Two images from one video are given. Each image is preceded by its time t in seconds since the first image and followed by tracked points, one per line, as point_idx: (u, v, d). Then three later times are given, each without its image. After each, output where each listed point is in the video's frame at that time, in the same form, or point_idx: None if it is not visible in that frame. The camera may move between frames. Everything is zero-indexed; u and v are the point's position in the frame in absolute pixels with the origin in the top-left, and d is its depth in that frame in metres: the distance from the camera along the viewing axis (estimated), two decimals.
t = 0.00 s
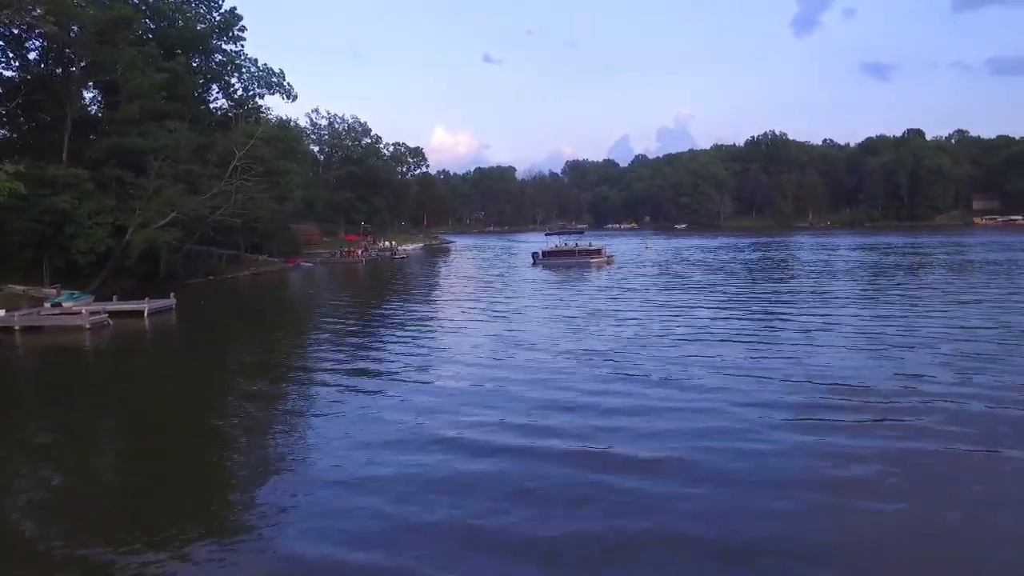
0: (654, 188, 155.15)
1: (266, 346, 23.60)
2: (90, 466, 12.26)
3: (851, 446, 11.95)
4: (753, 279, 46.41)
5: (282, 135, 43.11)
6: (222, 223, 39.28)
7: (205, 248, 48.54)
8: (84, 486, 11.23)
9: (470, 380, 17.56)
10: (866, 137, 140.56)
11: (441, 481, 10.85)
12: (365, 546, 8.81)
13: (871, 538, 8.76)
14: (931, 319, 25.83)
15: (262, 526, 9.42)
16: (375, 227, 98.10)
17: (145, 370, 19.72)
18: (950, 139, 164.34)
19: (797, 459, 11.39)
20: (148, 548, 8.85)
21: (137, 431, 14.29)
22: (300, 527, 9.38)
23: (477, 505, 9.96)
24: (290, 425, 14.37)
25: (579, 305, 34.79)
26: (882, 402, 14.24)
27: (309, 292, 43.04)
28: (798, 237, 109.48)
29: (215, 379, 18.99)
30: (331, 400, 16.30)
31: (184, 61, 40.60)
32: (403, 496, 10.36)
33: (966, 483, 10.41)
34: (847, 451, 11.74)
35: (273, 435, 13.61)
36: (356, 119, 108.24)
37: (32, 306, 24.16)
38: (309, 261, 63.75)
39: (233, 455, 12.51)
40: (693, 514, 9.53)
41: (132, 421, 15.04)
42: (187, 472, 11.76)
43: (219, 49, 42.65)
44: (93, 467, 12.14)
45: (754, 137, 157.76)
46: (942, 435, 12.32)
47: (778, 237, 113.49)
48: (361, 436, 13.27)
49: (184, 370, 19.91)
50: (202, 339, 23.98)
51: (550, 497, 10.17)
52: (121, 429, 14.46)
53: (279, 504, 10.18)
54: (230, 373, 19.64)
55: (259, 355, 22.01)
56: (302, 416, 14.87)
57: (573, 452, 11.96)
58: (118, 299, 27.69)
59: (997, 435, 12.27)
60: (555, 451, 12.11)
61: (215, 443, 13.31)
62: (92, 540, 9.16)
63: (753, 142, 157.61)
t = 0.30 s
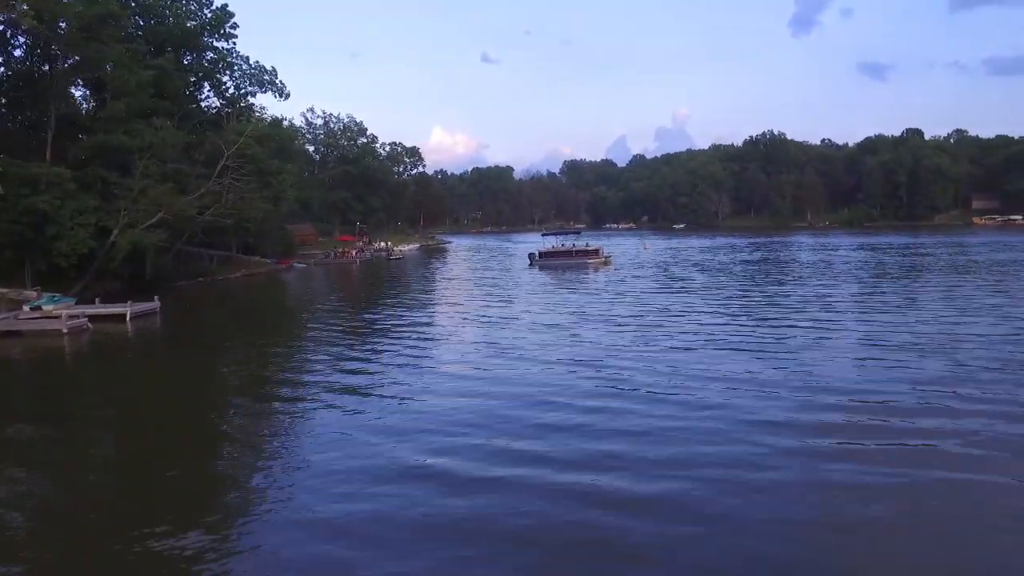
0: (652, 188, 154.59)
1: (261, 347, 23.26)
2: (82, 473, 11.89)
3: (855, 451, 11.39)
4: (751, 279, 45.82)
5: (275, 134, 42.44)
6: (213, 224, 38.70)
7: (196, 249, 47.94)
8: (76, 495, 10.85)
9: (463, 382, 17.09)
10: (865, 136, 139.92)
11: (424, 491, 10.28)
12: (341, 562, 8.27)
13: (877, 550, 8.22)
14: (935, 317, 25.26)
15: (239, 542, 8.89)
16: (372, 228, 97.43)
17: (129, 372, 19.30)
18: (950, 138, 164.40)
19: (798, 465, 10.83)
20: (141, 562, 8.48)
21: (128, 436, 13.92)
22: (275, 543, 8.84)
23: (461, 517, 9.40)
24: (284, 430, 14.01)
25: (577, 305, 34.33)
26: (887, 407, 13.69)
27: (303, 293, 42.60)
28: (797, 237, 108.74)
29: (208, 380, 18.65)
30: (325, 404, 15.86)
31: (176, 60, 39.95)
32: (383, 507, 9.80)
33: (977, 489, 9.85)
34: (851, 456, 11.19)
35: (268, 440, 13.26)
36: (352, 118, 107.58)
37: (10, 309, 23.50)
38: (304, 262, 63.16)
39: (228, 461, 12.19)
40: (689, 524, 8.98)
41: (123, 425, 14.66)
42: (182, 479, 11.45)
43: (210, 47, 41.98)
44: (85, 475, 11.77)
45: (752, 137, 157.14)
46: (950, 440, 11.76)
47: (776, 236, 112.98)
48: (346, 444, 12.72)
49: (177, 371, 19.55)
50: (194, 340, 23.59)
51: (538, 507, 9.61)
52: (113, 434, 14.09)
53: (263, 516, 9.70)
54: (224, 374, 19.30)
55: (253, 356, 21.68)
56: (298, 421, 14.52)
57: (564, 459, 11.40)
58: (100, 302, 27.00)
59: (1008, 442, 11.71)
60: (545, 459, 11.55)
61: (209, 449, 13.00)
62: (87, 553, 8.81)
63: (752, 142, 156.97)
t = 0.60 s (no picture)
0: (651, 188, 153.98)
1: (255, 347, 22.90)
2: (73, 476, 11.51)
3: (863, 456, 10.76)
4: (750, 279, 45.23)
5: (267, 133, 41.84)
6: (203, 223, 38.07)
7: (186, 252, 47.29)
8: (65, 500, 10.45)
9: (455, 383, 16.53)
10: (865, 136, 139.37)
11: (405, 498, 9.75)
12: None
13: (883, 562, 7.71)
14: (937, 319, 24.69)
15: (209, 555, 8.29)
16: (368, 228, 96.78)
17: (115, 375, 18.79)
18: (949, 138, 163.95)
19: (803, 473, 10.21)
20: (133, 569, 8.07)
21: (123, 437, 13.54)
22: (246, 558, 8.25)
23: (443, 530, 8.76)
24: (275, 429, 13.61)
25: (574, 305, 33.75)
26: (893, 411, 13.06)
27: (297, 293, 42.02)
28: (797, 237, 108.09)
29: (201, 379, 18.28)
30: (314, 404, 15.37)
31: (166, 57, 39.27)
32: (361, 518, 9.15)
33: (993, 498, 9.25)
34: (858, 463, 10.56)
35: (258, 440, 12.88)
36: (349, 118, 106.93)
37: None
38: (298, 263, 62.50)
39: (223, 462, 11.83)
40: (687, 538, 8.35)
41: (111, 425, 14.27)
42: (175, 479, 11.16)
43: (201, 44, 41.31)
44: (74, 479, 11.39)
45: (751, 137, 156.55)
46: (960, 445, 11.15)
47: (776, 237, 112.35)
48: (327, 447, 12.10)
49: (169, 372, 19.15)
50: (187, 341, 23.16)
51: (525, 519, 8.96)
52: (101, 435, 13.70)
53: (243, 523, 9.18)
54: (217, 374, 18.91)
55: (247, 356, 21.31)
56: (294, 419, 14.13)
57: (555, 465, 10.77)
58: (84, 306, 26.40)
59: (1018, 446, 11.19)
60: (535, 465, 10.93)
61: (203, 447, 12.71)
62: (84, 560, 8.37)
63: (750, 141, 156.40)
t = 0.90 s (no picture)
0: (650, 187, 153.28)
1: (247, 349, 22.53)
2: (58, 485, 11.14)
3: (863, 478, 10.20)
4: (749, 281, 44.59)
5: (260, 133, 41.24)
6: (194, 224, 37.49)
7: (176, 252, 46.72)
8: (50, 510, 10.09)
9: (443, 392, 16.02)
10: (866, 135, 138.66)
11: (381, 522, 9.26)
12: None
13: None
14: (938, 324, 24.17)
15: None
16: (366, 227, 96.12)
17: (102, 377, 18.38)
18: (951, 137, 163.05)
19: (799, 498, 9.64)
20: None
21: (108, 442, 13.16)
22: None
23: (417, 561, 8.24)
24: (260, 439, 13.21)
25: (571, 307, 33.26)
26: (895, 428, 12.48)
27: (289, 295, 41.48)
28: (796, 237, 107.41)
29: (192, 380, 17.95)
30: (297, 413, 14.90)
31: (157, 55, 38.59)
32: (329, 547, 8.59)
33: (1002, 525, 8.68)
34: (857, 486, 10.00)
35: (243, 451, 12.48)
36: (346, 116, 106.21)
37: None
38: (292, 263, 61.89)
39: (208, 472, 11.46)
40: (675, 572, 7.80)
41: (100, 429, 13.94)
42: (163, 489, 10.86)
43: (193, 42, 40.63)
44: (60, 485, 11.07)
45: (751, 136, 155.79)
46: (962, 465, 10.66)
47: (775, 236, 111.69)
48: (303, 463, 11.55)
49: (158, 374, 18.75)
50: (177, 343, 22.77)
51: (504, 548, 8.47)
52: (88, 439, 13.37)
53: (217, 547, 8.73)
54: (208, 374, 18.57)
55: (237, 359, 20.92)
56: (281, 428, 13.71)
57: (540, 486, 10.29)
58: (65, 309, 25.75)
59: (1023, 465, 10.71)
60: (518, 488, 10.36)
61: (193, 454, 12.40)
62: None
63: (750, 140, 155.68)
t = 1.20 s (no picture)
0: (650, 187, 152.60)
1: (240, 351, 22.01)
2: (42, 486, 10.64)
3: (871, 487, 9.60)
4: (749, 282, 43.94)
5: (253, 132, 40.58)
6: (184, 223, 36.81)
7: (166, 252, 46.03)
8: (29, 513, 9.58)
9: (431, 398, 15.37)
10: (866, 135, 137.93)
11: (355, 532, 8.65)
12: None
13: None
14: (943, 329, 23.53)
15: None
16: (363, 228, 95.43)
17: (87, 380, 17.80)
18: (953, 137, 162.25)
19: (803, 509, 9.02)
20: None
21: (93, 445, 12.66)
22: None
23: None
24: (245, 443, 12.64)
25: (567, 309, 32.65)
26: (901, 435, 11.87)
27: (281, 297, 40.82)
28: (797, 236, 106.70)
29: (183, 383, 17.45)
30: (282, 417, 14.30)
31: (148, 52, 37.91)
32: (299, 561, 7.98)
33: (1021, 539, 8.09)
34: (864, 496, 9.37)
35: (226, 454, 11.91)
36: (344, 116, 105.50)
37: None
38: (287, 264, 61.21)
39: (188, 476, 10.89)
40: None
41: (83, 432, 13.42)
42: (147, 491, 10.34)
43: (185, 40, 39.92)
44: (47, 487, 10.61)
45: (751, 136, 155.09)
46: (974, 475, 10.04)
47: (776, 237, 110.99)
48: (282, 470, 10.96)
49: (147, 376, 18.22)
50: (168, 345, 22.23)
51: (485, 561, 7.85)
52: (71, 442, 12.86)
53: (190, 555, 8.16)
54: (198, 377, 18.06)
55: (227, 361, 20.36)
56: (264, 432, 13.12)
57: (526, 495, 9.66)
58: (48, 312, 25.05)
59: None
60: (502, 496, 9.73)
61: (179, 457, 11.87)
62: None
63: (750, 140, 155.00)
